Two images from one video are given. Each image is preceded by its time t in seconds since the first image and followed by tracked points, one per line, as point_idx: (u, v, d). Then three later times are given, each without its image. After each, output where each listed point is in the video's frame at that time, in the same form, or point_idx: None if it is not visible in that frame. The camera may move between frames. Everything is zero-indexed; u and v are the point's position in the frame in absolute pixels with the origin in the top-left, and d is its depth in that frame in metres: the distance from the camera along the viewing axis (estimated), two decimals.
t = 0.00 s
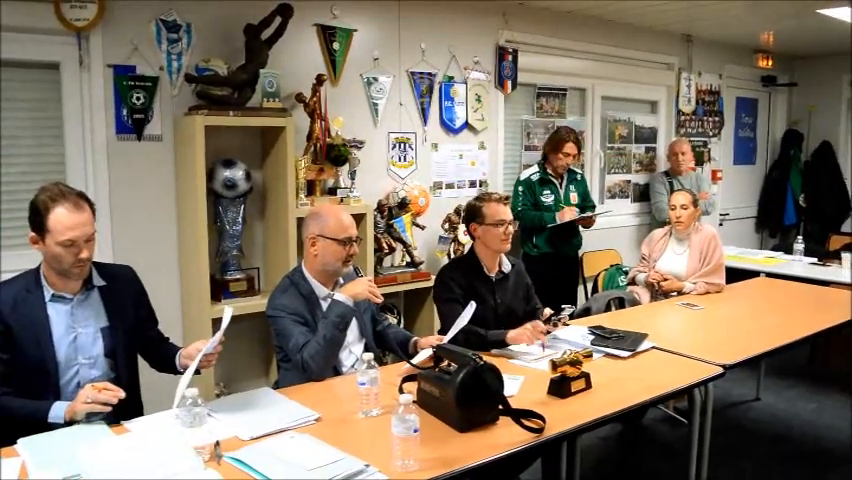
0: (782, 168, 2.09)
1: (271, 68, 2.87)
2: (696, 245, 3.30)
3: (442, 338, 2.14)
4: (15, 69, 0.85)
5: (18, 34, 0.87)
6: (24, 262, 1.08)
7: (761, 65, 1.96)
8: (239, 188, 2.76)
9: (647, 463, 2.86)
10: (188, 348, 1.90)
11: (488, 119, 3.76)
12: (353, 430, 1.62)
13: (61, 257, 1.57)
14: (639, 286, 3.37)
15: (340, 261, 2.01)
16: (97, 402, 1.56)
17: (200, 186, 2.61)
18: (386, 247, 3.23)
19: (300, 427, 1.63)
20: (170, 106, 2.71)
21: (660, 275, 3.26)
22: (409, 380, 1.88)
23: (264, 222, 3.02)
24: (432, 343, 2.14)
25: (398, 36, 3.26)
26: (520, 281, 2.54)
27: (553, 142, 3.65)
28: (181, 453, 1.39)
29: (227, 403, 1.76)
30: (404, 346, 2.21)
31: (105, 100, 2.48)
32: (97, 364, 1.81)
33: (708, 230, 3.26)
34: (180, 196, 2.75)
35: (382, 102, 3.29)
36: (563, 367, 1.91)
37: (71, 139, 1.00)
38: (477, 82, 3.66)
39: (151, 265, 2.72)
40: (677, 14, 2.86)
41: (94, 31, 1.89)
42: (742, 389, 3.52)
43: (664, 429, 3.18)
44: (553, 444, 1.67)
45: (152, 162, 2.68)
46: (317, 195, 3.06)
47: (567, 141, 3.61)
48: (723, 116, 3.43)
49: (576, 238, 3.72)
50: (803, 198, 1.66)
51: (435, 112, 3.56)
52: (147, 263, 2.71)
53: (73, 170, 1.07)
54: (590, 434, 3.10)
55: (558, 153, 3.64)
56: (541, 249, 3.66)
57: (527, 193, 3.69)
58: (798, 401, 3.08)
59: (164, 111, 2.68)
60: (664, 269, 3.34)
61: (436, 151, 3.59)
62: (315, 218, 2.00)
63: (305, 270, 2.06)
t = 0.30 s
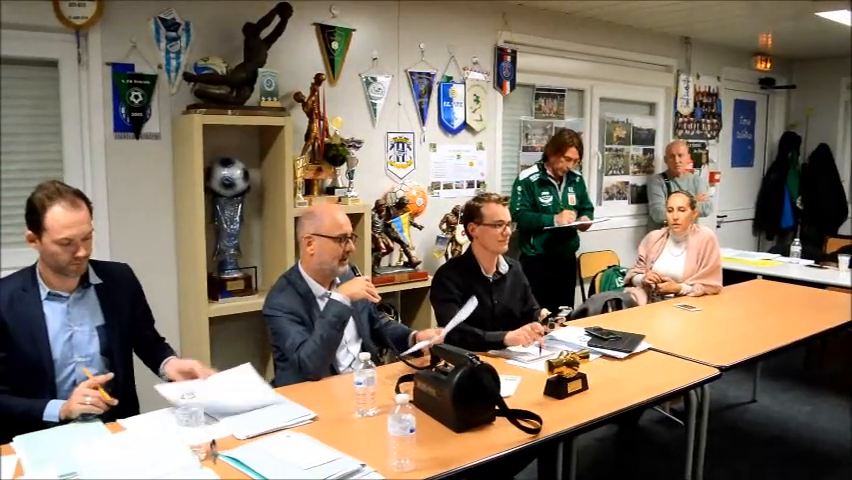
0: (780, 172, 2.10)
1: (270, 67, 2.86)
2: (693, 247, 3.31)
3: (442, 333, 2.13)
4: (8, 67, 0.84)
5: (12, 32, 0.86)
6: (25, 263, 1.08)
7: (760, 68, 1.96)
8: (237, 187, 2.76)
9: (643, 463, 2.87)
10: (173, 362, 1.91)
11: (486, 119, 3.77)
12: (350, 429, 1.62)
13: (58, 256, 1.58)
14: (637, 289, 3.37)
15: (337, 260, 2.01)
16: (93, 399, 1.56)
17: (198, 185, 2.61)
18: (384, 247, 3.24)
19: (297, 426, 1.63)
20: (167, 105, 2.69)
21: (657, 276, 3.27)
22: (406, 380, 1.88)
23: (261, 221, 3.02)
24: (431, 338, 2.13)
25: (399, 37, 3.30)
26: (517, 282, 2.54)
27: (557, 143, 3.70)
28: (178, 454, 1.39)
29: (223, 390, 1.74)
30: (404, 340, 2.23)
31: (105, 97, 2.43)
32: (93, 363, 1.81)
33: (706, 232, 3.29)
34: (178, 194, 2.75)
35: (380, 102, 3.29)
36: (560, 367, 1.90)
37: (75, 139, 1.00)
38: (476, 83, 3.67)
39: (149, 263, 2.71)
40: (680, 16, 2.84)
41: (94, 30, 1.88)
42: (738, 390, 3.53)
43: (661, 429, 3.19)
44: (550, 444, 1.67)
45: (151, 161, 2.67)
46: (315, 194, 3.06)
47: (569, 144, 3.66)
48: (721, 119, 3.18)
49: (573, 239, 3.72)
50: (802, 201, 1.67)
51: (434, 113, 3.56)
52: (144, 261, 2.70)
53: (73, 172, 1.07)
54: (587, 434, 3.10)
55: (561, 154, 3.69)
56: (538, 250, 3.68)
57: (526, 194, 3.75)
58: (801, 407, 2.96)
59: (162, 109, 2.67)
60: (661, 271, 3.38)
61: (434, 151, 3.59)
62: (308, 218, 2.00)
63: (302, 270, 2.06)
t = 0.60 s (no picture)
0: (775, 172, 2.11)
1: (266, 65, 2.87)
2: (688, 247, 3.32)
3: (441, 312, 2.07)
4: (9, 65, 0.84)
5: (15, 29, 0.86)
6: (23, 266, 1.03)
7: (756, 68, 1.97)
8: (233, 185, 2.77)
9: (639, 463, 2.87)
10: (162, 369, 1.89)
11: (483, 118, 3.78)
12: (345, 428, 1.62)
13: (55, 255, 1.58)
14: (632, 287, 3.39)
15: (329, 257, 2.01)
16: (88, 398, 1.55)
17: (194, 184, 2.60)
18: (380, 246, 3.23)
19: (292, 424, 1.63)
20: (164, 103, 2.68)
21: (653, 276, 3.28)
22: (401, 378, 1.88)
23: (257, 219, 3.02)
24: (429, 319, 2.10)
25: (396, 36, 3.30)
26: (513, 281, 2.54)
27: (555, 144, 3.70)
28: (172, 452, 1.39)
29: (218, 400, 1.75)
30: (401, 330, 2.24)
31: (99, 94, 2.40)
32: (88, 362, 1.81)
33: (701, 231, 3.28)
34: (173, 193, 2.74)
35: (377, 101, 3.28)
36: (555, 366, 1.92)
37: (71, 137, 1.00)
38: (473, 82, 3.68)
39: (145, 262, 2.71)
40: (676, 16, 2.85)
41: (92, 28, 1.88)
42: (733, 390, 3.53)
43: (656, 429, 3.19)
44: (545, 443, 1.67)
45: (147, 159, 2.67)
46: (310, 193, 3.04)
47: (567, 145, 3.67)
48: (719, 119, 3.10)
49: (569, 238, 3.73)
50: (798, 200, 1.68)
51: (430, 112, 3.57)
52: (139, 260, 2.70)
53: (69, 170, 1.06)
54: (582, 434, 3.11)
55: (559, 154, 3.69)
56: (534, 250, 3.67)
57: (522, 193, 3.75)
58: (792, 411, 2.96)
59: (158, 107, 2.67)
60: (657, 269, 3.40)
61: (430, 150, 3.59)
62: (296, 218, 2.00)
63: (295, 269, 2.06)
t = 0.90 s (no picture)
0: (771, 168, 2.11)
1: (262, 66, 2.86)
2: (685, 244, 3.30)
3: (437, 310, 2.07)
4: (5, 68, 0.85)
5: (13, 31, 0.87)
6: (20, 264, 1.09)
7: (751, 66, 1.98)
8: (229, 186, 2.79)
9: (637, 460, 2.87)
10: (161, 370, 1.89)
11: (479, 117, 3.81)
12: (343, 428, 1.62)
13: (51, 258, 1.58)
14: (630, 285, 3.38)
15: (325, 258, 2.01)
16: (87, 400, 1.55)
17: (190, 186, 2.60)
18: (377, 246, 3.25)
19: (291, 425, 1.63)
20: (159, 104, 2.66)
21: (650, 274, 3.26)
22: (399, 378, 1.88)
23: (254, 220, 3.02)
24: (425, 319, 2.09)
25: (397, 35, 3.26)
26: (511, 280, 2.54)
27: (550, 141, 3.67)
28: (171, 454, 1.39)
29: (216, 399, 1.76)
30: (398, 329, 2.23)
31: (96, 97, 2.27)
32: (85, 365, 1.80)
33: (698, 229, 3.28)
34: (170, 195, 2.74)
35: (373, 101, 3.24)
36: (554, 364, 1.90)
37: (68, 140, 1.00)
38: (469, 82, 3.70)
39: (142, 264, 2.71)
40: (670, 14, 2.86)
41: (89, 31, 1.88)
42: (731, 387, 3.54)
43: (655, 426, 3.20)
44: (543, 441, 1.67)
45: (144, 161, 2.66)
46: (307, 194, 3.11)
47: (562, 141, 3.64)
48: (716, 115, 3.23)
49: (566, 236, 3.73)
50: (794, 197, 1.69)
51: (426, 111, 3.59)
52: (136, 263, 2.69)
53: (66, 172, 1.07)
54: (581, 432, 3.11)
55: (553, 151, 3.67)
56: (532, 248, 3.67)
57: (519, 193, 3.71)
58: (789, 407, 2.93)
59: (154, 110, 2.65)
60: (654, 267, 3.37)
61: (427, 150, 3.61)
62: (291, 219, 2.00)
63: (291, 270, 2.06)
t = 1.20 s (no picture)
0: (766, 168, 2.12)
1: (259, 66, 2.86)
2: (682, 243, 3.33)
3: (432, 323, 2.05)
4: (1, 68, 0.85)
5: (11, 33, 0.86)
6: (14, 265, 1.13)
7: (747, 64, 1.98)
8: (226, 186, 2.76)
9: (634, 460, 2.88)
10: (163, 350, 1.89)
11: (477, 117, 3.79)
12: (341, 427, 1.62)
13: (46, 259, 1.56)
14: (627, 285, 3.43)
15: (329, 257, 2.01)
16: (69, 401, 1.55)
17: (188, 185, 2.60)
18: (374, 246, 3.24)
19: (289, 425, 1.63)
20: (156, 104, 2.68)
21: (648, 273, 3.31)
22: (397, 378, 1.88)
23: (252, 220, 3.03)
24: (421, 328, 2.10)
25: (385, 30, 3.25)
26: (508, 279, 2.55)
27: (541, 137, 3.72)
28: (170, 454, 1.39)
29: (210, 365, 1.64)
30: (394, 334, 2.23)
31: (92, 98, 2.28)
32: (82, 365, 1.81)
33: (696, 228, 3.26)
34: (167, 195, 2.74)
35: (370, 101, 3.29)
36: (551, 364, 1.90)
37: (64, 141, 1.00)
38: (467, 81, 3.69)
39: (140, 264, 2.71)
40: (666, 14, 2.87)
41: (85, 31, 1.88)
42: (728, 386, 3.55)
43: (652, 426, 3.20)
44: (541, 441, 1.67)
45: (142, 161, 2.66)
46: (305, 194, 3.07)
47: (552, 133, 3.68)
48: (713, 113, 3.10)
49: (564, 236, 3.73)
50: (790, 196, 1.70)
51: (423, 111, 3.56)
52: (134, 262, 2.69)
53: (61, 173, 1.07)
54: (578, 431, 3.12)
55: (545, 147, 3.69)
56: (529, 247, 3.68)
57: (516, 192, 3.73)
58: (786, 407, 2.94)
59: (151, 109, 2.66)
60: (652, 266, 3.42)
61: (425, 150, 3.60)
62: (302, 215, 2.00)
63: (293, 268, 2.06)
